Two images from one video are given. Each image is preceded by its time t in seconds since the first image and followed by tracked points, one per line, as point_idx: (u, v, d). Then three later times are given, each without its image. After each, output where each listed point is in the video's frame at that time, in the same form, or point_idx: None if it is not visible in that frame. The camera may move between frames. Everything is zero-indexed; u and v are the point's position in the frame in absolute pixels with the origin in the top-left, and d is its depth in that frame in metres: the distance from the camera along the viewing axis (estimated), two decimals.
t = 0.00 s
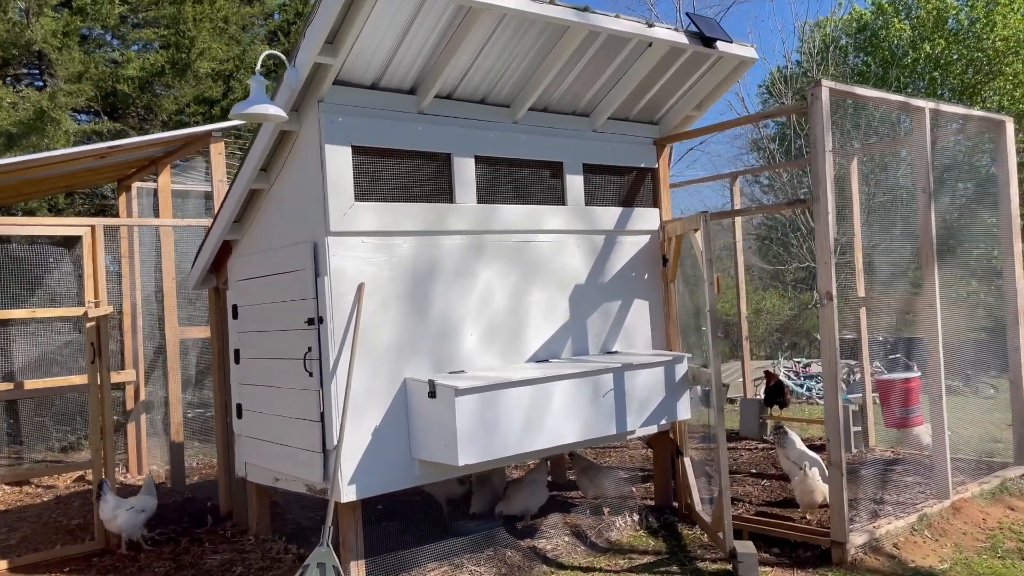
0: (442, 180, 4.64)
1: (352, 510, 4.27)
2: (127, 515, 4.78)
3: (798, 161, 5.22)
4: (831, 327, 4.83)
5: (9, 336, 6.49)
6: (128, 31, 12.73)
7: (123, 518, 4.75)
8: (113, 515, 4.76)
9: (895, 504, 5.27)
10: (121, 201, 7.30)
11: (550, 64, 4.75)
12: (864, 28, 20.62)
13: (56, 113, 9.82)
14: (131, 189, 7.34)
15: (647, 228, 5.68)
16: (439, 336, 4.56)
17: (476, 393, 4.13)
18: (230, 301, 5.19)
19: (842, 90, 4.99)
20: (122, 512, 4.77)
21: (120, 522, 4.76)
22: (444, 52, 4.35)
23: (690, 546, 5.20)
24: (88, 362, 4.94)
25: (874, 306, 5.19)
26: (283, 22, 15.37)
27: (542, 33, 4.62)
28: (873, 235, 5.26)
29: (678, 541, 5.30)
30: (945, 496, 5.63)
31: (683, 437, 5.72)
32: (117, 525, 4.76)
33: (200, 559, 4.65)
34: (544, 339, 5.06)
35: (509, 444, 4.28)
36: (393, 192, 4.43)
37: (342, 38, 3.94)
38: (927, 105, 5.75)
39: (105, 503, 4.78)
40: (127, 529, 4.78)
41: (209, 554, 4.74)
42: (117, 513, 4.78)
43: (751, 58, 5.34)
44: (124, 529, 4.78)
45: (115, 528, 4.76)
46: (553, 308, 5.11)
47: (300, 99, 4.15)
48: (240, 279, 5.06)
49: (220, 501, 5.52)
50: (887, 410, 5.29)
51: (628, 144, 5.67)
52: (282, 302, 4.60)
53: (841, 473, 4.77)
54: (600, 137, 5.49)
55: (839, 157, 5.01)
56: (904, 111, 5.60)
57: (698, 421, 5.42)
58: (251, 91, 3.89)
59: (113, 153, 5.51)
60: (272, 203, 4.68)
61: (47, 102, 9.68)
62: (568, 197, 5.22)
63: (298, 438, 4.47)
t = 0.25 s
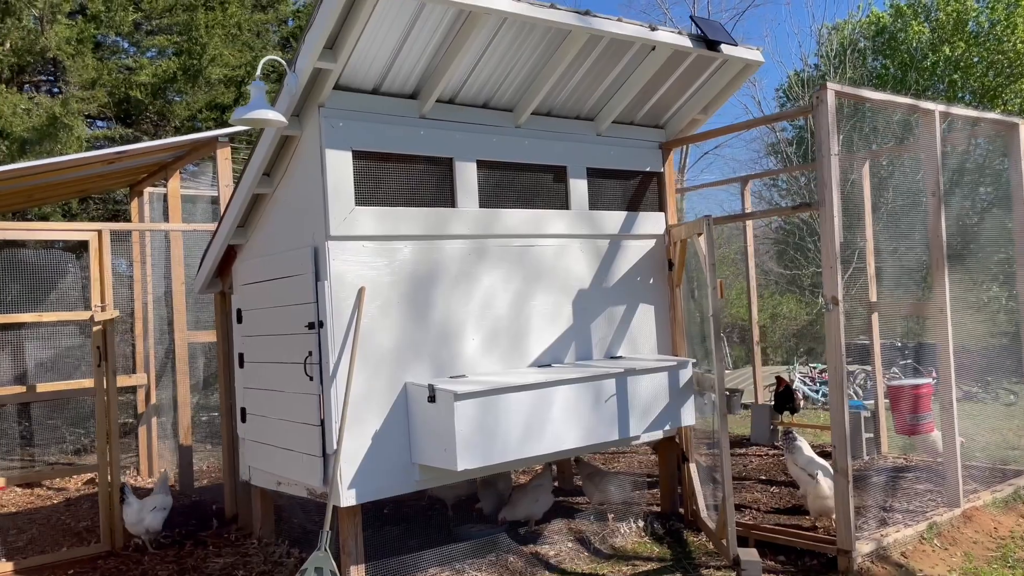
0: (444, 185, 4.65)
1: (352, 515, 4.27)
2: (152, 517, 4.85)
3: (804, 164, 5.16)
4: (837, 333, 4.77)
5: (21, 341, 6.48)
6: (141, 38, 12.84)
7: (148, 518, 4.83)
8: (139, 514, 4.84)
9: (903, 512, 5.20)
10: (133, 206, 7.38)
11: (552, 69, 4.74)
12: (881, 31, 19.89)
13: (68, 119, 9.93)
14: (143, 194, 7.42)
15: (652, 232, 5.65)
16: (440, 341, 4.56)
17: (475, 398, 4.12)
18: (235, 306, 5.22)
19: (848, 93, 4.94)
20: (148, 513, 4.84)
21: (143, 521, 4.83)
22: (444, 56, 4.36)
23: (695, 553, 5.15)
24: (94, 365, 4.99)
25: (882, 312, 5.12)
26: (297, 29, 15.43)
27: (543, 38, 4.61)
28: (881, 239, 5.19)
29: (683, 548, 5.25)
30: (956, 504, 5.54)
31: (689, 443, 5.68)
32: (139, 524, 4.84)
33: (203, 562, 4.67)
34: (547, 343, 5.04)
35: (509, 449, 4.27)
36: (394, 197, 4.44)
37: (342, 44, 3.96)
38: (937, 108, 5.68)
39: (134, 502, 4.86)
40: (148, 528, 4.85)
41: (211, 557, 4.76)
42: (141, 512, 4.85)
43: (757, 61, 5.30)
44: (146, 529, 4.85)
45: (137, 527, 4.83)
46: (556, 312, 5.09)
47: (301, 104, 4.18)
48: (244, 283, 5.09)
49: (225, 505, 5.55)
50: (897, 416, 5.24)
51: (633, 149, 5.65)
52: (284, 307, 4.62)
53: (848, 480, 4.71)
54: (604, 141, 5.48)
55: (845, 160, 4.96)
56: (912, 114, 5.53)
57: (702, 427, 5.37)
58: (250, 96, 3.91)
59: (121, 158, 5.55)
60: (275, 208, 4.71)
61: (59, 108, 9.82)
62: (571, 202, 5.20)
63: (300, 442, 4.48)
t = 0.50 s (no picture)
0: (448, 187, 4.63)
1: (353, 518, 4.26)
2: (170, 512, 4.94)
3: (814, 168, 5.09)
4: (846, 339, 4.69)
5: (35, 341, 6.59)
6: (155, 40, 12.92)
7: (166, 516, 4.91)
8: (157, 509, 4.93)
9: (915, 521, 5.10)
10: (147, 207, 7.45)
11: (558, 71, 4.71)
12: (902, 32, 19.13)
13: (81, 121, 10.03)
14: (156, 196, 7.48)
15: (660, 236, 5.60)
16: (444, 344, 4.54)
17: (477, 402, 4.09)
18: (241, 307, 5.24)
19: (859, 95, 4.86)
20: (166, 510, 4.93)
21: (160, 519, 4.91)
22: (449, 58, 4.34)
23: (701, 561, 5.08)
24: (102, 366, 5.04)
25: (894, 318, 5.03)
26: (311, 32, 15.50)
27: (549, 40, 4.58)
28: (893, 244, 5.11)
29: (689, 555, 5.19)
30: (969, 514, 5.44)
31: (697, 449, 5.62)
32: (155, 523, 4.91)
33: (206, 564, 4.67)
34: (552, 348, 5.00)
35: (511, 454, 4.23)
36: (398, 200, 4.42)
37: (344, 46, 3.95)
38: (951, 111, 5.59)
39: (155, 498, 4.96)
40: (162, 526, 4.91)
41: (215, 559, 4.76)
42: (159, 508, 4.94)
43: (767, 64, 5.24)
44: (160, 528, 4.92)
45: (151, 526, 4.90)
46: (561, 316, 5.06)
47: (305, 107, 4.18)
48: (250, 285, 5.11)
49: (231, 506, 5.56)
50: (910, 423, 5.15)
51: (641, 152, 5.60)
52: (288, 309, 4.62)
53: (856, 488, 4.62)
54: (612, 144, 5.43)
55: (856, 164, 4.88)
56: (926, 117, 5.44)
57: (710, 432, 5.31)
58: (252, 98, 3.90)
59: (131, 160, 5.59)
60: (280, 210, 4.71)
61: (73, 111, 9.94)
62: (578, 205, 5.16)
63: (302, 444, 4.48)
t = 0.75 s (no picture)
0: (453, 185, 4.59)
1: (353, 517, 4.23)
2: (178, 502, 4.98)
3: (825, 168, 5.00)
4: (857, 342, 4.60)
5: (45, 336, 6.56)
6: (168, 37, 12.95)
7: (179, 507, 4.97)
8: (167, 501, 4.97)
9: (925, 528, 5.01)
10: (158, 204, 7.48)
11: (565, 68, 4.66)
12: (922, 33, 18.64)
13: (92, 117, 10.09)
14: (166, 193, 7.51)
15: (669, 236, 5.53)
16: (447, 343, 4.50)
17: (478, 402, 4.05)
18: (246, 304, 5.23)
19: (872, 94, 4.77)
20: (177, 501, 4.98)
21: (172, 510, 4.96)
22: (454, 55, 4.30)
23: (706, 566, 5.01)
24: (107, 362, 5.07)
25: (906, 321, 4.93)
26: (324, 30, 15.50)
27: (556, 37, 4.53)
28: (906, 245, 5.01)
29: (695, 559, 5.12)
30: (982, 522, 5.33)
31: (704, 453, 5.54)
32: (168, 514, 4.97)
33: (207, 561, 4.66)
34: (558, 348, 4.95)
35: (513, 455, 4.19)
36: (402, 197, 4.39)
37: (348, 42, 3.92)
38: (967, 111, 5.48)
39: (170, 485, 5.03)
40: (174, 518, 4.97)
41: (216, 556, 4.76)
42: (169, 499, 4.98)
43: (778, 62, 5.16)
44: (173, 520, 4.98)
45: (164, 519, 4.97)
46: (567, 316, 5.00)
47: (309, 103, 4.15)
48: (255, 282, 5.10)
49: (235, 503, 5.56)
50: (922, 425, 5.06)
51: (650, 151, 5.54)
52: (291, 306, 4.60)
53: (865, 494, 4.53)
54: (620, 142, 5.37)
55: (868, 164, 4.79)
56: (942, 116, 5.33)
57: (716, 436, 5.23)
58: (255, 95, 3.87)
59: (138, 156, 5.60)
60: (284, 206, 4.70)
61: (84, 107, 10.00)
62: (585, 204, 5.10)
63: (304, 442, 4.46)
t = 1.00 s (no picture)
0: (457, 179, 4.55)
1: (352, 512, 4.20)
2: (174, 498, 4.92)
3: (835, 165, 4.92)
4: (864, 342, 4.53)
5: (51, 327, 6.57)
6: (179, 31, 12.99)
7: (173, 506, 4.88)
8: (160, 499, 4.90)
9: (932, 532, 4.93)
10: (166, 196, 7.50)
11: (571, 62, 4.60)
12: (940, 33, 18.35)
13: (101, 109, 10.13)
14: (174, 185, 7.53)
15: (676, 233, 5.47)
16: (449, 338, 4.46)
17: (479, 398, 4.01)
18: (249, 297, 5.22)
19: (884, 91, 4.69)
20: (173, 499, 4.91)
21: (167, 509, 4.89)
22: (458, 48, 4.25)
23: (709, 567, 4.95)
24: (109, 353, 5.07)
25: (916, 322, 4.85)
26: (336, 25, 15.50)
27: (562, 30, 4.47)
28: (916, 245, 4.92)
29: (697, 560, 5.06)
30: (991, 527, 5.24)
31: (708, 453, 5.48)
32: (162, 513, 4.89)
33: (206, 554, 4.65)
34: (561, 345, 4.90)
35: (513, 452, 4.15)
36: (404, 191, 4.35)
37: (351, 32, 3.88)
38: (982, 109, 5.38)
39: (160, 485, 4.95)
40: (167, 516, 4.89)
41: (215, 549, 4.74)
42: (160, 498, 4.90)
43: (789, 58, 5.08)
44: (168, 519, 4.90)
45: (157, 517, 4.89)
46: (571, 313, 4.95)
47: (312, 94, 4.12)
48: (258, 275, 5.08)
49: (236, 497, 5.55)
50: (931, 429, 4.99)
51: (657, 147, 5.47)
52: (293, 300, 4.58)
53: (871, 497, 4.46)
54: (627, 138, 5.32)
55: (879, 162, 4.71)
56: (955, 114, 5.24)
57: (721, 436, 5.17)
58: (257, 85, 3.85)
59: (144, 147, 5.60)
60: (287, 198, 4.67)
61: (94, 99, 10.04)
62: (591, 199, 5.05)
63: (303, 436, 4.43)
